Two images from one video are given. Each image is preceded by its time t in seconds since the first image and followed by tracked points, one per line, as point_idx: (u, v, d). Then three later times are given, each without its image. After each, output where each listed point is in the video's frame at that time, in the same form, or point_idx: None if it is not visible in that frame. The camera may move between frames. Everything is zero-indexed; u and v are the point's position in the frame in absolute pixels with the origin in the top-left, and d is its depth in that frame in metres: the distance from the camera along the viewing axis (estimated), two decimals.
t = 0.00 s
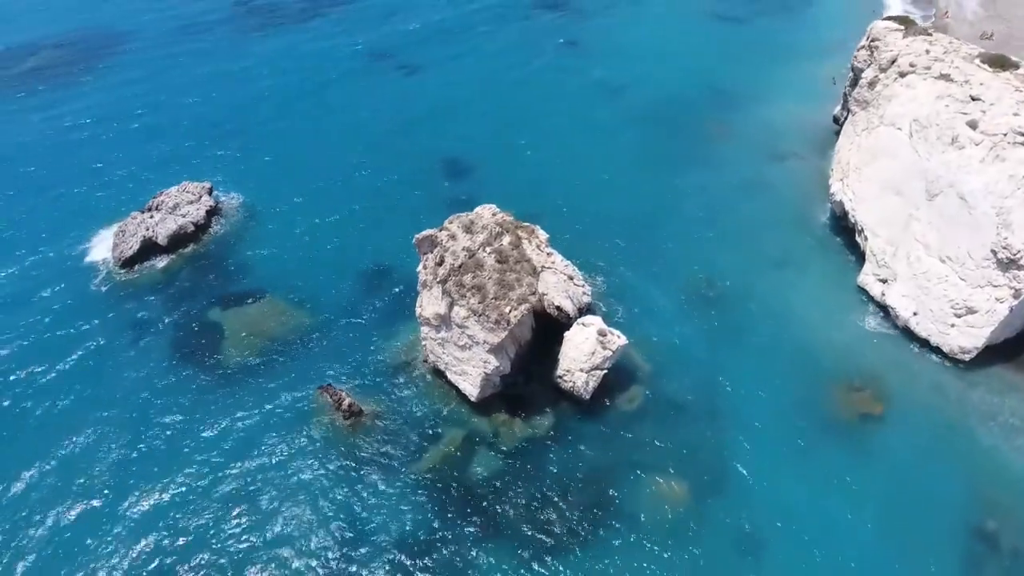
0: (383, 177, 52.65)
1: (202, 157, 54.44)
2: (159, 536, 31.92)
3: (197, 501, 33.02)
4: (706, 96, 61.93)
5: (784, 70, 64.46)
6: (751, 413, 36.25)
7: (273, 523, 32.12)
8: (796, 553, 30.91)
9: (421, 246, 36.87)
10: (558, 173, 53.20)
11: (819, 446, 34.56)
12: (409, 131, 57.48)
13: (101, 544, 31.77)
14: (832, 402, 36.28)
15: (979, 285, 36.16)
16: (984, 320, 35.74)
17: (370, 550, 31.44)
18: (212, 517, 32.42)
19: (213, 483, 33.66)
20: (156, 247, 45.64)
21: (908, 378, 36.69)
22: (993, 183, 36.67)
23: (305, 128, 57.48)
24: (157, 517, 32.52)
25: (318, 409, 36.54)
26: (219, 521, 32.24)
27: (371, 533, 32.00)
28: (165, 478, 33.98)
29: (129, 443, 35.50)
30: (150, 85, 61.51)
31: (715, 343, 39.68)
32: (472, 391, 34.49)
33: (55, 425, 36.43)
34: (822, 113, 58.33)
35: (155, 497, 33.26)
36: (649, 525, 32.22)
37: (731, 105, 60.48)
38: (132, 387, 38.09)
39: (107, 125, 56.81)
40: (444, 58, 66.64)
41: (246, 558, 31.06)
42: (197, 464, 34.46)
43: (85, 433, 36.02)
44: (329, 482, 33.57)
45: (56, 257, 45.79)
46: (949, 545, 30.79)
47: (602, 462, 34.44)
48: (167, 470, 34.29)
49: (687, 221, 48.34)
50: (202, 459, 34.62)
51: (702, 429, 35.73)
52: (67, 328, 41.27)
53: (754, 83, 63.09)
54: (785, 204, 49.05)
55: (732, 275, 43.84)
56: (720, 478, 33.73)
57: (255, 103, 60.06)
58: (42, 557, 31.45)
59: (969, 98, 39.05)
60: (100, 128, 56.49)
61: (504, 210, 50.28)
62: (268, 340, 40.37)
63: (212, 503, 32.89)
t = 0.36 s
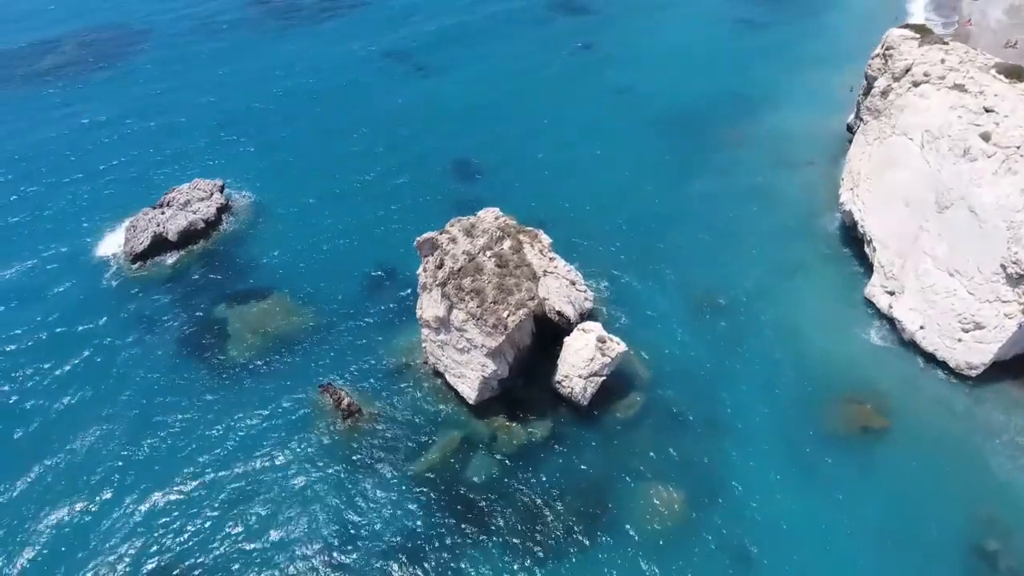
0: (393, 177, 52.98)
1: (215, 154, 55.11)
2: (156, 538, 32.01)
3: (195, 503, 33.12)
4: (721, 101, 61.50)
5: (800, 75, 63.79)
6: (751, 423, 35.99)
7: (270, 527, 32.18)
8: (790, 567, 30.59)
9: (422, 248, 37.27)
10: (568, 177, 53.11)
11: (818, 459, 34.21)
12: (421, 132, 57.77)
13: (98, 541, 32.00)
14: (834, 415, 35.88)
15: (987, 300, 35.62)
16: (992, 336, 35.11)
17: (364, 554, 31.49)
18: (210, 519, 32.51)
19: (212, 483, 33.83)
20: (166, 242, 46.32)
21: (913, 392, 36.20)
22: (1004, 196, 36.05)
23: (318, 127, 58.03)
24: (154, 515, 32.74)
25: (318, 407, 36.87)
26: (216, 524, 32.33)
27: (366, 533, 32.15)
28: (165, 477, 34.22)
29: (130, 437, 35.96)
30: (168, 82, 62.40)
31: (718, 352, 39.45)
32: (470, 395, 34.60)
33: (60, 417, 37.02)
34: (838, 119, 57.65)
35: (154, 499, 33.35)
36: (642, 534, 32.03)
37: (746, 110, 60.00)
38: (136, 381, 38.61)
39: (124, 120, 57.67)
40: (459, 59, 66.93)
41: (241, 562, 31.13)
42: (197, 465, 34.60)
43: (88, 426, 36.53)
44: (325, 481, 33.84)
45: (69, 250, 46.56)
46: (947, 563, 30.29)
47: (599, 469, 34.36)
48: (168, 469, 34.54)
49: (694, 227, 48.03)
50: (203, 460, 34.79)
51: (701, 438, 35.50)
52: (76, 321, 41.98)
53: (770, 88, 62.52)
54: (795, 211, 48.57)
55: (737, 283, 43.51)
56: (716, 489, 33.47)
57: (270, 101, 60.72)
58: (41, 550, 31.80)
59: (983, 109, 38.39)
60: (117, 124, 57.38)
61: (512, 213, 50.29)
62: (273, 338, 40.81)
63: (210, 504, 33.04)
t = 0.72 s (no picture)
0: (402, 178, 53.31)
1: (228, 152, 55.78)
2: (152, 537, 32.34)
3: (191, 504, 33.41)
4: (734, 107, 61.13)
5: (815, 82, 63.25)
6: (750, 434, 35.73)
7: (265, 528, 32.46)
8: None
9: (424, 251, 37.64)
10: (575, 182, 53.05)
11: (816, 471, 33.88)
12: (432, 133, 58.07)
13: (93, 538, 32.39)
14: (834, 427, 35.54)
15: (994, 315, 35.08)
16: (998, 351, 34.56)
17: (357, 556, 31.71)
18: (206, 520, 32.81)
19: (209, 482, 34.20)
20: (175, 238, 46.99)
21: (916, 407, 35.75)
22: (1015, 210, 35.46)
23: (331, 127, 58.57)
24: (151, 513, 33.12)
25: (319, 406, 37.22)
26: (211, 525, 32.63)
27: (360, 533, 32.43)
28: (163, 475, 34.61)
29: (133, 431, 36.54)
30: (184, 80, 63.27)
31: (719, 361, 39.21)
32: (468, 398, 34.95)
33: (66, 409, 37.65)
34: (852, 127, 57.06)
35: (152, 497, 33.75)
36: (635, 542, 31.91)
37: (759, 116, 59.59)
38: (142, 375, 39.21)
39: (140, 117, 58.59)
40: (472, 62, 67.22)
41: (236, 562, 31.40)
42: (196, 465, 34.93)
43: (94, 418, 37.15)
44: (322, 480, 34.15)
45: (80, 244, 47.31)
46: None
47: (594, 475, 34.30)
48: (167, 466, 34.96)
49: (701, 234, 47.80)
50: (202, 459, 35.17)
51: (698, 447, 35.32)
52: (85, 314, 42.69)
53: (784, 95, 62.05)
54: (804, 220, 48.16)
55: (742, 292, 43.21)
56: (712, 499, 33.27)
57: (284, 100, 61.38)
58: (40, 541, 32.37)
59: (996, 121, 37.86)
60: (133, 121, 58.27)
61: (518, 217, 50.31)
62: (277, 335, 41.26)
63: (207, 503, 33.40)
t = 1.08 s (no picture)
0: (411, 179, 53.58)
1: (241, 150, 56.43)
2: (149, 531, 32.84)
3: (190, 497, 33.97)
4: (746, 113, 60.71)
5: (831, 89, 62.61)
6: (748, 445, 35.47)
7: (261, 524, 32.88)
8: None
9: (425, 254, 38.45)
10: (584, 186, 53.01)
11: (814, 485, 33.61)
12: (442, 135, 58.33)
13: (93, 527, 33.09)
14: (834, 440, 35.24)
15: (1001, 330, 34.78)
16: (1004, 368, 34.15)
17: (349, 554, 32.00)
18: (203, 513, 33.34)
19: (208, 477, 34.70)
20: (185, 235, 47.66)
21: (919, 422, 35.32)
22: None
23: (342, 127, 59.03)
24: (150, 503, 33.77)
25: (319, 405, 37.54)
26: (208, 518, 33.16)
27: (355, 533, 32.68)
28: (164, 467, 35.24)
29: (136, 426, 37.13)
30: (201, 79, 64.13)
31: (720, 370, 38.97)
32: (465, 401, 35.33)
33: (70, 402, 38.37)
34: (866, 135, 56.42)
35: (152, 491, 34.27)
36: (628, 550, 31.84)
37: (772, 123, 59.14)
38: (147, 370, 39.83)
39: (156, 115, 59.49)
40: (486, 64, 67.40)
41: (230, 556, 31.86)
42: (196, 459, 35.54)
43: (98, 412, 37.83)
44: (319, 479, 34.46)
45: (93, 239, 48.15)
46: None
47: (590, 482, 34.26)
48: (168, 459, 35.60)
49: (708, 242, 47.54)
50: (202, 452, 35.75)
51: (696, 457, 35.14)
52: (95, 308, 43.44)
53: (798, 101, 61.49)
54: (813, 230, 47.72)
55: (747, 301, 42.90)
56: (707, 509, 33.10)
57: (297, 99, 61.99)
58: (42, 532, 33.05)
59: (1008, 134, 37.67)
60: (150, 118, 59.19)
61: (525, 221, 50.33)
62: (281, 334, 41.67)
63: (204, 496, 33.95)
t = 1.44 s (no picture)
0: (420, 180, 53.84)
1: (253, 149, 57.05)
2: (147, 524, 33.33)
3: (188, 491, 34.46)
4: (760, 119, 60.20)
5: (846, 96, 61.84)
6: (746, 456, 35.21)
7: (256, 521, 33.23)
8: None
9: (426, 257, 38.79)
10: (592, 190, 52.89)
11: (811, 498, 33.29)
12: (452, 136, 58.52)
13: (92, 517, 33.69)
14: (834, 454, 34.88)
15: (1007, 347, 34.18)
16: (1009, 385, 33.59)
17: (342, 553, 32.23)
18: (200, 507, 33.83)
19: (208, 473, 35.11)
20: (195, 232, 48.30)
21: (921, 437, 34.88)
22: None
23: (354, 127, 59.44)
24: (149, 494, 34.40)
25: (319, 404, 37.86)
26: (205, 513, 33.62)
27: (348, 532, 32.90)
28: (164, 460, 35.79)
29: (138, 418, 37.74)
30: (217, 78, 64.99)
31: (721, 379, 38.73)
32: (462, 404, 35.59)
33: (76, 392, 39.04)
34: (880, 144, 55.71)
35: (151, 486, 34.77)
36: (620, 557, 31.76)
37: (784, 130, 58.56)
38: (152, 363, 40.45)
39: (172, 113, 60.41)
40: (499, 66, 67.51)
41: (225, 551, 32.29)
42: (195, 454, 35.99)
43: (103, 404, 38.50)
44: (316, 478, 34.76)
45: (105, 233, 48.95)
46: None
47: (585, 488, 34.19)
48: (168, 452, 36.17)
49: (715, 249, 47.22)
50: (203, 447, 36.26)
51: (693, 466, 34.95)
52: (104, 302, 44.19)
53: (813, 108, 60.84)
54: (822, 239, 47.24)
55: (751, 310, 42.56)
56: (701, 520, 32.89)
57: (311, 99, 62.54)
58: (43, 519, 33.71)
59: (1020, 146, 36.91)
60: (165, 116, 60.00)
61: (532, 224, 50.32)
62: (285, 332, 42.10)
63: (202, 490, 34.47)
